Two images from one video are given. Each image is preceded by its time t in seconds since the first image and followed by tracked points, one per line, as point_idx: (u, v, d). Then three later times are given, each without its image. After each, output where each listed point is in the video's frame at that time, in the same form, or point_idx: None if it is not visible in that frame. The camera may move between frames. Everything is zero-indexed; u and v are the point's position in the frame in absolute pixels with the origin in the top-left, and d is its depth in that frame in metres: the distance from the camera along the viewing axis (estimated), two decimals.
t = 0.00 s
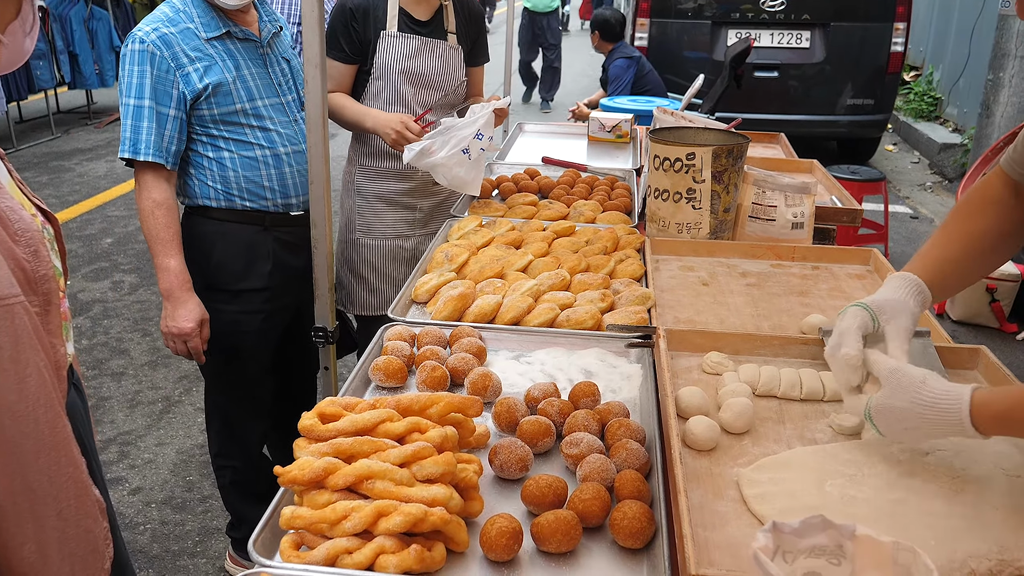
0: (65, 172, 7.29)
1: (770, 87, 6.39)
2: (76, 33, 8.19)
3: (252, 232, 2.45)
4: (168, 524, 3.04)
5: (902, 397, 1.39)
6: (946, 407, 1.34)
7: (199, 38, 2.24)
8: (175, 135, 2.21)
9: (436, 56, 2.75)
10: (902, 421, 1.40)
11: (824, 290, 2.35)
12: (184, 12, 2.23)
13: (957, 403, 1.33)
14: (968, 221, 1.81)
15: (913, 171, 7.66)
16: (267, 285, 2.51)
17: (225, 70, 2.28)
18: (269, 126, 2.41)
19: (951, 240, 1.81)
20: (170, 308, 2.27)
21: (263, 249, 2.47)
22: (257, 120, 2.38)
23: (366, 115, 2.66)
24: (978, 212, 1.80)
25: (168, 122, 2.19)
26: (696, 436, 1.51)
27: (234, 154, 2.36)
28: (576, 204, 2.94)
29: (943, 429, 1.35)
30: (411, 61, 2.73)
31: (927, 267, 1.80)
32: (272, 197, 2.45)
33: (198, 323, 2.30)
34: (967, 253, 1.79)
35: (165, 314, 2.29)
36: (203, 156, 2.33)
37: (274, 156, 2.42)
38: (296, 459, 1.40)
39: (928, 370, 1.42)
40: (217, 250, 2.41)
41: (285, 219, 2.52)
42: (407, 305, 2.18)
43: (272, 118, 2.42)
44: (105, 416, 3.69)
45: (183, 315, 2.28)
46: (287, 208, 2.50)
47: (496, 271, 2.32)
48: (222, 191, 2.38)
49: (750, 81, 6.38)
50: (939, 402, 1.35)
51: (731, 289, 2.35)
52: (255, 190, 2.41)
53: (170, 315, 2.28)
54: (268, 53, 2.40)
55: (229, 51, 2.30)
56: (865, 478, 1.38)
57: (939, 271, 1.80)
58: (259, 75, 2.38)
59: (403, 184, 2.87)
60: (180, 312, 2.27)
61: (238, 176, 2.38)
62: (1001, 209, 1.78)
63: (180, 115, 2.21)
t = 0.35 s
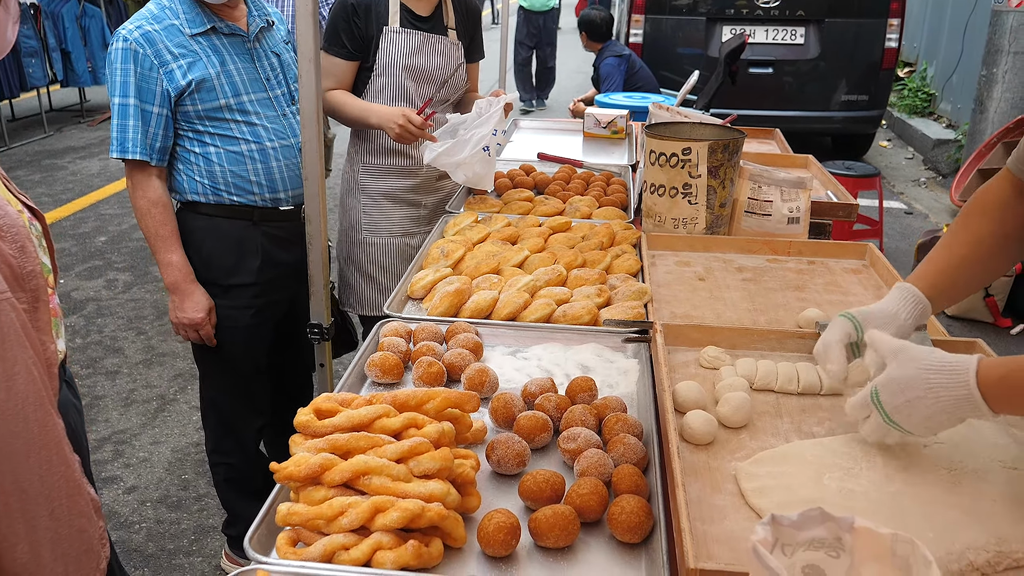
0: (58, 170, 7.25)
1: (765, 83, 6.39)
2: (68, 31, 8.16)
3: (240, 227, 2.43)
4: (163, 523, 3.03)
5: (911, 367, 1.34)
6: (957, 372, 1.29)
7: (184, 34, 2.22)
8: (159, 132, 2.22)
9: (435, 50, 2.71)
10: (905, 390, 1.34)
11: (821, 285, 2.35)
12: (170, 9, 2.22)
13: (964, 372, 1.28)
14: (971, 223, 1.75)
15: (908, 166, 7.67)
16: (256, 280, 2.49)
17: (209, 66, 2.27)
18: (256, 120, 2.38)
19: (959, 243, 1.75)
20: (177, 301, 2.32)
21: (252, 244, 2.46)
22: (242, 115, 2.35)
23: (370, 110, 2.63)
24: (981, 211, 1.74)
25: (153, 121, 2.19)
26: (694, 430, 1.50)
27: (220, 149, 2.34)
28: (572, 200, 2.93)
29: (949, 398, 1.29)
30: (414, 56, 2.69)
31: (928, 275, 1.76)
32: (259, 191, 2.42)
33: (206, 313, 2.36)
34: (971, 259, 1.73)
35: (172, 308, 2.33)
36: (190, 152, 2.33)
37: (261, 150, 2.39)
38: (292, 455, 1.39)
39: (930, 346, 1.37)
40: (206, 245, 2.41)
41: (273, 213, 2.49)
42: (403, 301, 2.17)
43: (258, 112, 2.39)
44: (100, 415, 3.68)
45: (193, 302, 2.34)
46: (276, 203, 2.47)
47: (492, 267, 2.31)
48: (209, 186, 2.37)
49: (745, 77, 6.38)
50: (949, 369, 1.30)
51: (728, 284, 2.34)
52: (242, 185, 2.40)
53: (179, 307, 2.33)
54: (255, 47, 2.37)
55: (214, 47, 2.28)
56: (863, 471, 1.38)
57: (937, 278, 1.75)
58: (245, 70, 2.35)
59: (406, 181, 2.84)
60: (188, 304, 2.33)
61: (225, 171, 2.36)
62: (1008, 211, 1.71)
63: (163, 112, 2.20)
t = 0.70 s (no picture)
0: (48, 170, 7.22)
1: (757, 80, 6.39)
2: (58, 30, 8.12)
3: (229, 223, 2.42)
4: (157, 522, 3.02)
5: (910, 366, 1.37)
6: (950, 376, 1.31)
7: (174, 30, 2.21)
8: (147, 126, 2.21)
9: (435, 44, 2.69)
10: (901, 402, 1.35)
11: (815, 280, 2.35)
12: (161, 5, 2.22)
13: (958, 375, 1.30)
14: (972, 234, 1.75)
15: (899, 163, 7.69)
16: (244, 276, 2.47)
17: (199, 61, 2.25)
18: (246, 116, 2.37)
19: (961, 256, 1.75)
20: (148, 297, 2.30)
21: (241, 240, 2.44)
22: (231, 111, 2.34)
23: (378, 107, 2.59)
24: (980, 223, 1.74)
25: (141, 114, 2.18)
26: (690, 424, 1.50)
27: (209, 144, 2.33)
28: (565, 196, 2.93)
29: (948, 404, 1.30)
30: (417, 52, 2.67)
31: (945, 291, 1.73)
32: (248, 187, 2.41)
33: (175, 313, 2.33)
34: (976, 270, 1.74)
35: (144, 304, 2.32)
36: (179, 147, 2.32)
37: (250, 146, 2.38)
38: (287, 451, 1.38)
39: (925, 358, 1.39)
40: (195, 240, 2.39)
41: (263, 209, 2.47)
42: (397, 298, 2.17)
43: (248, 108, 2.38)
44: (92, 414, 3.66)
45: (164, 300, 2.31)
46: (265, 199, 2.46)
47: (486, 263, 2.30)
48: (198, 181, 2.36)
49: (737, 74, 6.38)
50: (941, 374, 1.32)
51: (722, 279, 2.34)
52: (231, 180, 2.38)
53: (149, 303, 2.31)
54: (245, 43, 2.36)
55: (205, 43, 2.27)
56: (861, 464, 1.38)
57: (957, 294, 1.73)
58: (235, 65, 2.34)
59: (406, 178, 2.82)
60: (158, 301, 2.30)
61: (214, 166, 2.35)
62: (1003, 220, 1.72)
63: (152, 106, 2.19)
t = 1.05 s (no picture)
0: (41, 169, 7.19)
1: (750, 79, 6.39)
2: (51, 29, 8.09)
3: (222, 220, 2.40)
4: (152, 521, 3.00)
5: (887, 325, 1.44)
6: (926, 348, 1.33)
7: (168, 26, 2.20)
8: (141, 122, 2.20)
9: (433, 41, 2.69)
10: (880, 365, 1.40)
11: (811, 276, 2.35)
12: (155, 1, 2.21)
13: (933, 344, 1.32)
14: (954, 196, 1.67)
15: (893, 160, 7.71)
16: (237, 272, 2.46)
17: (193, 57, 2.24)
18: (239, 112, 2.36)
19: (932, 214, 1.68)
20: (155, 291, 2.30)
21: (233, 237, 2.43)
22: (224, 107, 2.33)
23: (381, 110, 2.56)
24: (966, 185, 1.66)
25: (134, 110, 2.16)
26: (688, 420, 1.50)
27: (202, 141, 2.32)
28: (561, 194, 2.92)
29: (921, 372, 1.33)
30: (417, 50, 2.66)
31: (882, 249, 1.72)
32: (241, 183, 2.40)
33: (184, 304, 2.34)
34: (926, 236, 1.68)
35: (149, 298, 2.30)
36: (173, 144, 2.31)
37: (242, 142, 2.37)
38: (285, 448, 1.37)
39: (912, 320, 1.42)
40: (188, 237, 2.38)
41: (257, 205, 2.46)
42: (394, 295, 2.16)
43: (241, 104, 2.36)
44: (86, 414, 3.65)
45: (172, 293, 2.31)
46: (258, 195, 2.45)
47: (482, 260, 2.30)
48: (192, 178, 2.35)
49: (731, 72, 6.39)
50: (919, 345, 1.34)
51: (718, 276, 2.34)
52: (224, 177, 2.37)
53: (156, 298, 2.30)
54: (240, 39, 2.35)
55: (199, 39, 2.26)
56: (859, 458, 1.38)
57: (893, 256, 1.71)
58: (228, 61, 2.32)
59: (404, 175, 2.83)
60: (167, 293, 2.30)
61: (207, 163, 2.34)
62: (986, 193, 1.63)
63: (146, 102, 2.18)
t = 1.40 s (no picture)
0: (35, 169, 7.17)
1: (745, 77, 6.39)
2: (44, 29, 8.07)
3: (214, 219, 2.39)
4: (148, 521, 2.99)
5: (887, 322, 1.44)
6: (959, 365, 1.31)
7: (164, 22, 2.20)
8: (134, 118, 2.19)
9: (430, 39, 2.68)
10: (902, 378, 1.37)
11: (807, 272, 2.35)
12: None
13: (966, 359, 1.30)
14: (965, 197, 1.68)
15: (888, 158, 7.72)
16: (230, 272, 2.44)
17: (189, 54, 2.24)
18: (235, 112, 2.35)
19: (945, 217, 1.69)
20: (142, 290, 2.28)
21: (226, 235, 2.42)
22: (220, 105, 2.33)
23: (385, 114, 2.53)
24: (977, 187, 1.68)
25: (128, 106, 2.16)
26: (686, 415, 1.50)
27: (196, 139, 2.31)
28: (557, 191, 2.92)
29: (953, 387, 1.32)
30: (418, 51, 2.66)
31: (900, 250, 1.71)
32: (235, 183, 2.40)
33: (172, 303, 2.32)
34: (946, 239, 1.68)
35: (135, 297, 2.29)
36: (166, 141, 2.30)
37: (238, 141, 2.37)
38: (281, 444, 1.37)
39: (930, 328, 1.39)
40: (180, 236, 2.37)
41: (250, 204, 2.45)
42: (390, 293, 2.16)
43: (237, 104, 2.36)
44: (80, 414, 3.64)
45: (158, 290, 2.29)
46: (252, 195, 2.44)
47: (478, 257, 2.30)
48: (185, 176, 2.34)
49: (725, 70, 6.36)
50: (949, 361, 1.32)
51: (715, 272, 2.34)
52: (218, 176, 2.37)
53: (143, 296, 2.28)
54: (236, 38, 2.35)
55: (195, 36, 2.26)
56: (857, 452, 1.38)
57: (913, 256, 1.70)
58: (224, 60, 2.32)
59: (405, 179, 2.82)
60: (154, 292, 2.28)
61: (201, 161, 2.33)
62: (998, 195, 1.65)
63: (139, 98, 2.18)
